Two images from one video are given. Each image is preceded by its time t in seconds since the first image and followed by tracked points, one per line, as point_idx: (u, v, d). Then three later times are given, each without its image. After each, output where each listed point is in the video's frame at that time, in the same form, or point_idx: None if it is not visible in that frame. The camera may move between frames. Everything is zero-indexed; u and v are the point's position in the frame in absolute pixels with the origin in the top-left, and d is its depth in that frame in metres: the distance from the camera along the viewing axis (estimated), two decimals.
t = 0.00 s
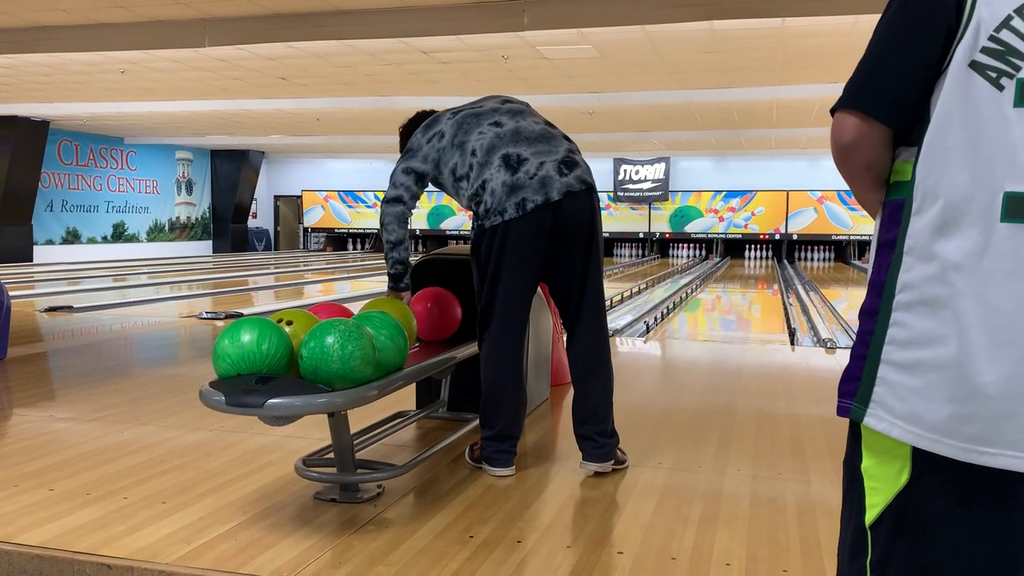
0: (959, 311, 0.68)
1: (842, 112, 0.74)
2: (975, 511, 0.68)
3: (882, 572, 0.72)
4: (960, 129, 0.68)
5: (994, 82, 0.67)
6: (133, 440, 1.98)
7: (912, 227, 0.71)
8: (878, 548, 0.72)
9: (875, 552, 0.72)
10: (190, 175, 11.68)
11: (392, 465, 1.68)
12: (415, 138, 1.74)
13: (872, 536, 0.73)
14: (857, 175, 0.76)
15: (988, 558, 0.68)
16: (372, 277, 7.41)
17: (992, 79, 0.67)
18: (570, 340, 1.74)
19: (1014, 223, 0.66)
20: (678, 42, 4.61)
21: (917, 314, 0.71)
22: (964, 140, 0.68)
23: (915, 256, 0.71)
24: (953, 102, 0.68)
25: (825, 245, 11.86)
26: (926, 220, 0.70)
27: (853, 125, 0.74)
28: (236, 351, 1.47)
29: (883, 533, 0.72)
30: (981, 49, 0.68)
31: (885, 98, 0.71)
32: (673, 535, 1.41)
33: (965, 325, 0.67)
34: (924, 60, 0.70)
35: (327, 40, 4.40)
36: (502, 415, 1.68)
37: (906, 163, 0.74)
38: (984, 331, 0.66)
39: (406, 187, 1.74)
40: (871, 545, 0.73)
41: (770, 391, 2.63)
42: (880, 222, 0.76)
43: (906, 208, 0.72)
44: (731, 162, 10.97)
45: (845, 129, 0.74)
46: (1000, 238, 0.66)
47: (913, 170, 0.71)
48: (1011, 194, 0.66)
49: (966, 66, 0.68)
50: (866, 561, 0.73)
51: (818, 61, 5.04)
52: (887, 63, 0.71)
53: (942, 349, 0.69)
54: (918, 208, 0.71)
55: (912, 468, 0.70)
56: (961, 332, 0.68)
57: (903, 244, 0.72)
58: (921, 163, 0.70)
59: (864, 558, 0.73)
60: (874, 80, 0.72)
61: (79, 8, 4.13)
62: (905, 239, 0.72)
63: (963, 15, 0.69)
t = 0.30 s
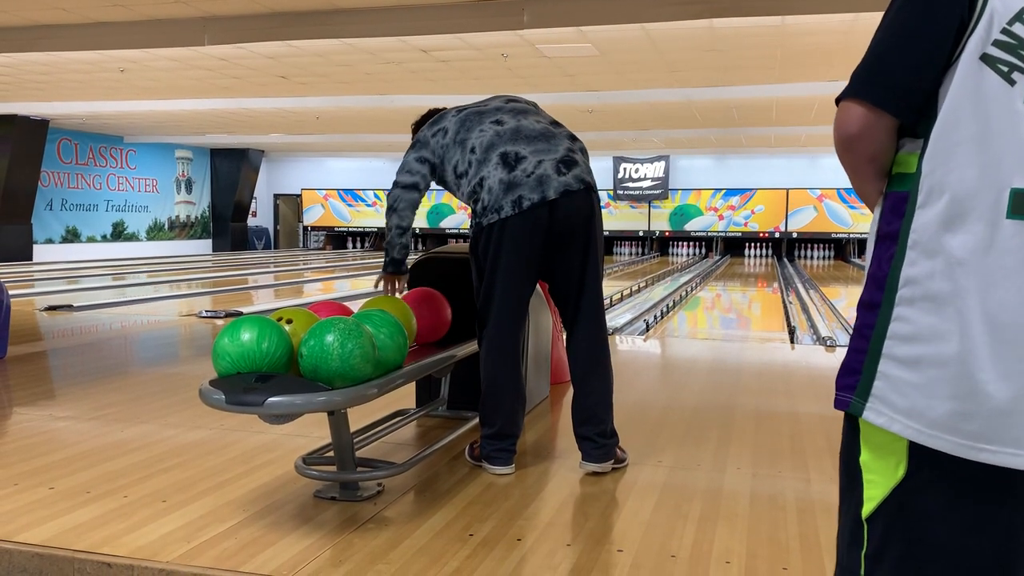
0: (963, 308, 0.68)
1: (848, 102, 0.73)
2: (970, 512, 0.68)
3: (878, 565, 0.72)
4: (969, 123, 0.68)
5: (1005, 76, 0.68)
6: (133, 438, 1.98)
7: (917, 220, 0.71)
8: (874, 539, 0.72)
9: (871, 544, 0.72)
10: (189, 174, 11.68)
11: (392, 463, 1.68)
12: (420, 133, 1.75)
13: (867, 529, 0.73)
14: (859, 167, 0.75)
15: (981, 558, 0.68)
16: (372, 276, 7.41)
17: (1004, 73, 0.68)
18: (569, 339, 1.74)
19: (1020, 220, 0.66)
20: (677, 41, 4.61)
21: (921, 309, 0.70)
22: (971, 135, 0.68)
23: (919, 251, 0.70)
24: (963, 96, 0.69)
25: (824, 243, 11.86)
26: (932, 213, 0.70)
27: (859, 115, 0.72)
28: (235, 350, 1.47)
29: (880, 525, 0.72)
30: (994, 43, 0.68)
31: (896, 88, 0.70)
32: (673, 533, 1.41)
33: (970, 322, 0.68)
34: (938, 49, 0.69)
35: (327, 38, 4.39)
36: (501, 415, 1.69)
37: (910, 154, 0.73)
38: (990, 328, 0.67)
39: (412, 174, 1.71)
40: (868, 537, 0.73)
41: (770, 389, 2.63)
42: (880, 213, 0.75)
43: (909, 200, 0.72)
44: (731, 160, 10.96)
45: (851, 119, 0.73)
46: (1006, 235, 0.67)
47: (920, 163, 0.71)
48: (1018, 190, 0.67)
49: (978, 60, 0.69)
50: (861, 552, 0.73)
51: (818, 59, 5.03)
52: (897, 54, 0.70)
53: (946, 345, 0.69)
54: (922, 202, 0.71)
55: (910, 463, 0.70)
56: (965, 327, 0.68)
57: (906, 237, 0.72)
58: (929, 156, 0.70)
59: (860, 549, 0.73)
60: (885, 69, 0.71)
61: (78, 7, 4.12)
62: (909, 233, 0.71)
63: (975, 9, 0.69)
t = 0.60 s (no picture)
0: (972, 314, 0.68)
1: (843, 108, 0.73)
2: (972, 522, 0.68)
3: (878, 564, 0.72)
4: (972, 126, 0.68)
5: (1004, 76, 0.67)
6: (133, 437, 1.98)
7: (920, 226, 0.70)
8: (874, 538, 0.72)
9: (870, 542, 0.73)
10: (190, 172, 11.67)
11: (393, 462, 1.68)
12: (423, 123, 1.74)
13: (867, 528, 0.73)
14: (856, 173, 0.74)
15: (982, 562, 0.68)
16: (372, 275, 7.40)
17: (1002, 73, 0.67)
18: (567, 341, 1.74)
19: None
20: (678, 40, 4.60)
21: (928, 316, 0.70)
22: (974, 140, 0.68)
23: (925, 258, 0.70)
24: (962, 98, 0.68)
25: (825, 242, 11.84)
26: (935, 219, 0.70)
27: (856, 121, 0.72)
28: (236, 348, 1.47)
29: (879, 524, 0.72)
30: (990, 43, 0.68)
31: (892, 93, 0.69)
32: (674, 532, 1.41)
33: (978, 327, 0.67)
34: (935, 51, 0.69)
35: (327, 37, 4.39)
36: (499, 414, 1.69)
37: (906, 157, 0.72)
38: (1002, 334, 0.66)
39: (437, 159, 1.68)
40: (867, 537, 0.73)
41: (771, 388, 2.62)
42: (874, 217, 0.75)
43: (910, 205, 0.71)
44: (731, 159, 10.95)
45: (848, 124, 0.72)
46: (1012, 238, 0.66)
47: (920, 167, 0.70)
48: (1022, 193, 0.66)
49: (975, 60, 0.68)
50: (861, 550, 0.74)
51: (819, 57, 5.02)
52: (892, 57, 0.70)
53: (955, 353, 0.69)
54: (925, 207, 0.70)
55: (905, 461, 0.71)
56: (974, 334, 0.68)
57: (910, 243, 0.71)
58: (929, 160, 0.70)
59: (857, 547, 0.74)
60: (881, 74, 0.70)
61: (78, 6, 4.12)
62: (912, 239, 0.71)
63: (970, 8, 0.69)
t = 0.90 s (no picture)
0: (938, 319, 0.68)
1: (798, 133, 0.73)
2: (959, 517, 0.67)
3: (864, 563, 0.71)
4: (925, 139, 0.68)
5: (950, 87, 0.67)
6: (135, 436, 1.98)
7: (879, 238, 0.71)
8: (859, 539, 0.72)
9: (857, 543, 0.72)
10: (191, 172, 11.67)
11: (394, 461, 1.69)
12: (420, 127, 1.72)
13: (852, 526, 0.72)
14: (821, 190, 0.75)
15: (970, 559, 0.67)
16: (374, 274, 7.40)
17: (948, 85, 0.67)
18: (571, 342, 1.74)
19: (985, 229, 0.66)
20: (678, 39, 4.60)
21: (896, 325, 0.70)
22: (926, 153, 0.68)
23: (887, 269, 0.70)
24: (911, 113, 0.68)
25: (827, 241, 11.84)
26: (895, 230, 0.70)
27: (812, 147, 0.73)
28: (238, 348, 1.47)
29: (863, 523, 0.71)
30: (935, 55, 0.68)
31: (843, 115, 0.70)
32: (675, 532, 1.41)
33: (945, 332, 0.67)
34: (879, 71, 0.69)
35: (328, 36, 4.39)
36: (502, 414, 1.69)
37: (867, 170, 0.73)
38: (966, 338, 0.66)
39: (444, 176, 1.70)
40: (853, 539, 0.72)
41: (771, 387, 2.62)
42: (840, 232, 0.76)
43: (869, 218, 0.72)
44: (732, 158, 10.95)
45: (805, 149, 0.73)
46: (972, 245, 0.66)
47: (877, 182, 0.71)
48: (982, 199, 0.66)
49: (920, 72, 0.68)
50: (849, 550, 0.73)
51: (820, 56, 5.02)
52: (839, 77, 0.70)
53: (924, 359, 0.68)
54: (883, 222, 0.71)
55: (886, 457, 0.70)
56: (942, 340, 0.67)
57: (870, 255, 0.72)
58: (885, 176, 0.70)
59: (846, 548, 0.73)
60: (829, 99, 0.71)
61: (79, 6, 4.12)
62: (873, 251, 0.71)
63: (911, 22, 0.68)
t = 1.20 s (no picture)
0: (896, 319, 0.67)
1: (758, 154, 0.73)
2: (926, 514, 0.67)
3: (833, 556, 0.71)
4: (877, 151, 0.68)
5: (897, 100, 0.67)
6: (138, 436, 1.99)
7: (841, 241, 0.71)
8: (827, 531, 0.71)
9: (824, 536, 0.71)
10: (194, 172, 11.68)
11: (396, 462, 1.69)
12: (420, 132, 1.67)
13: (820, 519, 0.72)
14: (789, 201, 0.74)
15: (935, 556, 0.67)
16: (376, 274, 7.39)
17: (894, 98, 0.67)
18: (573, 344, 1.74)
19: (939, 233, 0.66)
20: (681, 38, 4.60)
21: (857, 325, 0.70)
22: (880, 162, 0.68)
23: (847, 271, 0.70)
24: (861, 128, 0.68)
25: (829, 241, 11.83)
26: (855, 233, 0.70)
27: (770, 166, 0.73)
28: (241, 349, 1.47)
29: (831, 515, 0.70)
30: (881, 70, 0.67)
31: (793, 136, 0.70)
32: (676, 532, 1.41)
33: (903, 331, 0.67)
34: (825, 88, 0.68)
35: (331, 36, 4.39)
36: (507, 414, 1.69)
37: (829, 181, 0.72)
38: (924, 335, 0.66)
39: (455, 181, 1.65)
40: (819, 532, 0.72)
41: (773, 387, 2.62)
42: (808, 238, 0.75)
43: (832, 225, 0.71)
44: (734, 158, 10.94)
45: (764, 169, 0.73)
46: (929, 245, 0.66)
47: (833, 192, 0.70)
48: (932, 204, 0.66)
49: (867, 88, 0.67)
50: (818, 543, 0.72)
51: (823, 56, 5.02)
52: (792, 96, 0.69)
53: (884, 359, 0.68)
54: (845, 226, 0.70)
55: (854, 454, 0.70)
56: (901, 338, 0.67)
57: (834, 258, 0.71)
58: (841, 187, 0.70)
59: (815, 541, 0.72)
60: (782, 119, 0.70)
61: (81, 6, 4.13)
62: (836, 255, 0.71)
63: (855, 39, 0.67)
